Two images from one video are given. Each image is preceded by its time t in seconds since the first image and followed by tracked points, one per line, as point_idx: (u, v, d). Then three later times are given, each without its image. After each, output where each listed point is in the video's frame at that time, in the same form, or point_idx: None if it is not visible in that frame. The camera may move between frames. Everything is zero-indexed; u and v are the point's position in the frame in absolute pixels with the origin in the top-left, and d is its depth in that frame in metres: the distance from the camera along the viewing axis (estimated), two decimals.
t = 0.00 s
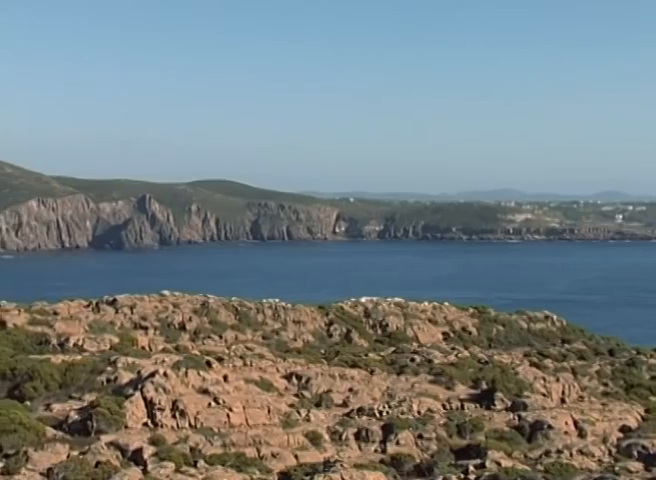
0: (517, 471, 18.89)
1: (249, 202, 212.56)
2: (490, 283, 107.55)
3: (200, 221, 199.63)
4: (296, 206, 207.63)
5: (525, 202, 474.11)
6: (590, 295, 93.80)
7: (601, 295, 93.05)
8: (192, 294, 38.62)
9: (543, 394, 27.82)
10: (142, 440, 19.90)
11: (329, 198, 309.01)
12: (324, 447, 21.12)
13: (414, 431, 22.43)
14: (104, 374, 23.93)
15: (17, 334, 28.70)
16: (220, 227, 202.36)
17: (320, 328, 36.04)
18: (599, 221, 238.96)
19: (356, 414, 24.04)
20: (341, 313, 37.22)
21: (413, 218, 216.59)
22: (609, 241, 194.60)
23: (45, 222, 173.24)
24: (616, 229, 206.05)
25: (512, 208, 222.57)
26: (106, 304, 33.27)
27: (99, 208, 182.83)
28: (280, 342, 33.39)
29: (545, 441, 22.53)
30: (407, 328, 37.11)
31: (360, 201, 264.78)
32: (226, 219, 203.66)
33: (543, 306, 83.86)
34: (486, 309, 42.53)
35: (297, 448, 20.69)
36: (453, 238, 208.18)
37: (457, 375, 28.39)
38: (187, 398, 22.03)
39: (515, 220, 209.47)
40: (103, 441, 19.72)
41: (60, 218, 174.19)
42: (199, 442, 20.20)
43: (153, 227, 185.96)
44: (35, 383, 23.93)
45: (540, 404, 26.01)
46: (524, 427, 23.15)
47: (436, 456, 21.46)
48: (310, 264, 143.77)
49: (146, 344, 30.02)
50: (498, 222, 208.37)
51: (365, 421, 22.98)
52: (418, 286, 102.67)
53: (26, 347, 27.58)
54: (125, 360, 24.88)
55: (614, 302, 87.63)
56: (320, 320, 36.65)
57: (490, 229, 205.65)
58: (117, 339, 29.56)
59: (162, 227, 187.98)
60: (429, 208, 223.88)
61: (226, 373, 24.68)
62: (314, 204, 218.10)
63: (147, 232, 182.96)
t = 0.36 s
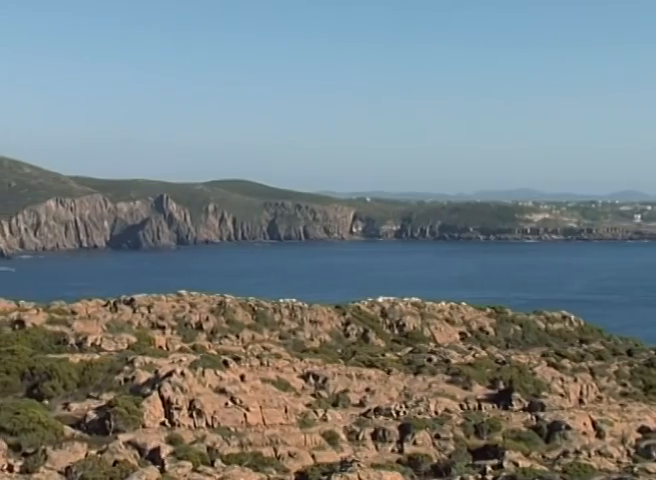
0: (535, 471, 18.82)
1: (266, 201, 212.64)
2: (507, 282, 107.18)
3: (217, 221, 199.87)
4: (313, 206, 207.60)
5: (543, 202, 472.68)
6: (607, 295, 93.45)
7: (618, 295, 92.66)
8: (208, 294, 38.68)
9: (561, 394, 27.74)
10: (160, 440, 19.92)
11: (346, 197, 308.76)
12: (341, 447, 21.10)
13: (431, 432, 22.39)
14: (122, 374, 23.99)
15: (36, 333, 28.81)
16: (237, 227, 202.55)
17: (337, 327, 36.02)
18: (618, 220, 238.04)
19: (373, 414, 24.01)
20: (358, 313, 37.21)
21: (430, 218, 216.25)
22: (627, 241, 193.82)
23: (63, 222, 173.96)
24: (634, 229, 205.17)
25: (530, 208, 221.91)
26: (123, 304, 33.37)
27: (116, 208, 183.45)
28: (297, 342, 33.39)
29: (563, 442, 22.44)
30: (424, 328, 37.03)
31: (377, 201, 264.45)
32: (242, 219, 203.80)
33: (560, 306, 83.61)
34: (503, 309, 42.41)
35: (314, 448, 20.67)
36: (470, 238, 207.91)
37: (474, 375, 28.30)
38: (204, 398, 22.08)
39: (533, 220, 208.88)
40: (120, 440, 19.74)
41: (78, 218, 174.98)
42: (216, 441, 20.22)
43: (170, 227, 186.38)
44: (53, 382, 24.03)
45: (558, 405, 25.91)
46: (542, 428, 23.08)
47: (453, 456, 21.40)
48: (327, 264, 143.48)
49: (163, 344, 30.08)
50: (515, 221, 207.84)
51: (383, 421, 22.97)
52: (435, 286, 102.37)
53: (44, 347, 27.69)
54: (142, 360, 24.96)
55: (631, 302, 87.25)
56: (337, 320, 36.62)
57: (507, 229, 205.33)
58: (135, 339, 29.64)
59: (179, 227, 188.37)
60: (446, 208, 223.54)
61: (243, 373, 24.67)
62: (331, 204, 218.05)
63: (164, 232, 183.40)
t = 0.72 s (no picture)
0: (551, 472, 18.73)
1: (281, 201, 212.69)
2: (522, 282, 106.82)
3: (233, 221, 200.09)
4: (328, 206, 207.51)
5: (558, 201, 471.58)
6: (622, 295, 93.13)
7: (634, 295, 92.26)
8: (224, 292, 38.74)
9: (577, 394, 27.67)
10: (175, 439, 19.93)
11: (361, 197, 308.48)
12: (357, 447, 21.08)
13: (447, 431, 22.34)
14: (138, 373, 24.05)
15: (53, 332, 28.92)
16: (252, 227, 202.63)
17: (352, 327, 36.00)
18: (634, 219, 237.29)
19: (389, 413, 24.00)
20: (373, 313, 37.19)
21: (445, 218, 216.00)
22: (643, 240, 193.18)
23: (79, 222, 174.78)
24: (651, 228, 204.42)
25: (546, 207, 221.29)
26: (139, 304, 33.47)
27: (132, 208, 183.98)
28: (312, 341, 33.43)
29: (579, 442, 22.37)
30: (440, 327, 36.98)
31: (392, 201, 264.04)
32: (258, 219, 203.85)
33: (576, 306, 83.38)
34: (519, 309, 42.31)
35: (330, 448, 20.67)
36: (486, 237, 207.75)
37: (490, 375, 28.24)
38: (220, 397, 22.11)
39: (549, 219, 208.50)
40: (137, 439, 19.80)
41: (95, 218, 175.75)
42: (231, 441, 20.23)
43: (186, 227, 186.90)
44: (69, 381, 24.12)
45: (574, 406, 25.80)
46: (558, 428, 23.04)
47: (469, 456, 21.35)
48: (342, 263, 143.05)
49: (179, 344, 30.13)
50: (532, 221, 207.48)
51: (399, 420, 22.98)
52: (450, 286, 102.07)
53: (61, 346, 27.84)
54: (159, 359, 25.05)
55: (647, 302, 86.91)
56: (352, 320, 36.58)
57: (524, 228, 205.16)
58: (151, 338, 29.69)
59: (194, 227, 188.68)
60: (462, 207, 223.25)
61: (259, 372, 24.69)
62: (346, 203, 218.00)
63: (180, 232, 183.66)
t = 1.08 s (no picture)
0: (566, 472, 18.67)
1: (295, 201, 212.77)
2: (535, 282, 106.51)
3: (247, 221, 200.26)
4: (341, 206, 207.42)
5: (572, 201, 470.08)
6: (636, 295, 92.80)
7: (649, 296, 91.90)
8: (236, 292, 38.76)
9: (592, 395, 27.60)
10: (189, 439, 19.94)
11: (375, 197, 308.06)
12: (370, 447, 21.08)
13: (460, 431, 22.30)
14: (152, 373, 24.08)
15: (68, 332, 28.98)
16: (266, 227, 202.71)
17: (365, 327, 35.96)
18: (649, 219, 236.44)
19: (402, 413, 23.96)
20: (386, 313, 37.15)
21: (459, 217, 215.69)
22: None
23: (94, 221, 175.36)
24: None
25: (560, 207, 220.63)
26: (153, 304, 33.53)
27: (146, 207, 184.50)
28: (326, 341, 33.43)
29: (594, 443, 22.29)
30: (453, 327, 36.92)
31: (406, 200, 263.64)
32: (271, 219, 203.87)
33: (590, 306, 83.15)
34: (532, 309, 42.18)
35: (343, 448, 20.66)
36: (500, 237, 207.68)
37: (504, 375, 28.18)
38: (233, 397, 22.15)
39: (563, 218, 207.95)
40: (151, 438, 19.82)
41: (109, 218, 176.29)
42: (245, 441, 20.25)
43: (200, 227, 187.22)
44: (83, 381, 24.19)
45: (589, 406, 25.71)
46: (573, 429, 22.98)
47: (483, 457, 21.29)
48: (355, 264, 142.77)
49: (193, 344, 30.15)
50: (545, 220, 207.02)
51: (413, 420, 22.94)
52: (463, 286, 101.79)
53: (76, 345, 27.94)
54: (172, 359, 25.09)
55: None
56: (366, 319, 36.54)
57: (537, 228, 204.76)
58: (165, 338, 29.73)
59: (208, 227, 188.86)
60: (475, 207, 222.84)
61: (272, 373, 24.68)
62: (360, 203, 217.88)
63: (193, 232, 183.81)
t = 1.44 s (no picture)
0: (578, 473, 18.61)
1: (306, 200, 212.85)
2: (546, 282, 106.18)
3: (258, 220, 200.48)
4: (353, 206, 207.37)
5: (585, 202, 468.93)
6: (648, 295, 92.51)
7: None
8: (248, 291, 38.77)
9: (604, 395, 27.50)
10: (201, 438, 19.95)
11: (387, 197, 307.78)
12: (382, 446, 21.04)
13: (472, 432, 22.28)
14: (164, 373, 24.11)
15: (80, 331, 29.05)
16: (277, 226, 202.69)
17: (377, 327, 35.92)
18: None
19: (414, 413, 23.93)
20: (398, 313, 37.11)
21: (471, 217, 215.49)
22: None
23: (106, 221, 175.95)
24: None
25: (572, 207, 220.02)
26: (165, 304, 33.57)
27: (158, 207, 185.03)
28: (337, 341, 33.41)
29: (607, 443, 22.22)
30: (465, 327, 36.85)
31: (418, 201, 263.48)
32: (283, 219, 203.87)
33: (603, 306, 82.95)
34: (544, 309, 42.08)
35: (355, 448, 20.63)
36: (511, 237, 208.36)
37: (516, 375, 28.12)
38: (245, 397, 22.17)
39: (575, 218, 207.40)
40: (163, 438, 19.83)
41: (121, 218, 176.73)
42: (256, 441, 20.25)
43: (211, 227, 187.40)
44: (96, 380, 24.27)
45: (601, 406, 25.62)
46: (585, 429, 22.93)
47: (495, 457, 21.23)
48: (366, 264, 142.46)
49: (205, 344, 30.16)
50: (557, 220, 206.56)
51: (424, 420, 22.92)
52: (475, 286, 101.50)
53: (88, 345, 28.01)
54: (184, 358, 25.12)
55: None
56: (378, 319, 36.51)
57: (549, 228, 204.36)
58: (176, 338, 29.74)
59: (219, 226, 188.91)
60: (487, 207, 222.52)
61: (284, 372, 24.69)
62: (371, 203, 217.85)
63: (205, 231, 183.87)
